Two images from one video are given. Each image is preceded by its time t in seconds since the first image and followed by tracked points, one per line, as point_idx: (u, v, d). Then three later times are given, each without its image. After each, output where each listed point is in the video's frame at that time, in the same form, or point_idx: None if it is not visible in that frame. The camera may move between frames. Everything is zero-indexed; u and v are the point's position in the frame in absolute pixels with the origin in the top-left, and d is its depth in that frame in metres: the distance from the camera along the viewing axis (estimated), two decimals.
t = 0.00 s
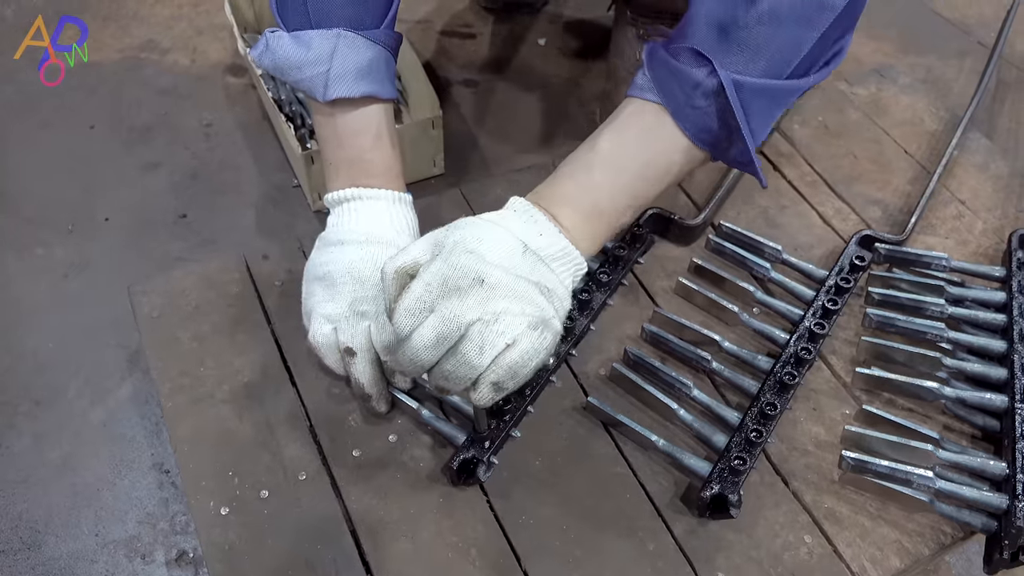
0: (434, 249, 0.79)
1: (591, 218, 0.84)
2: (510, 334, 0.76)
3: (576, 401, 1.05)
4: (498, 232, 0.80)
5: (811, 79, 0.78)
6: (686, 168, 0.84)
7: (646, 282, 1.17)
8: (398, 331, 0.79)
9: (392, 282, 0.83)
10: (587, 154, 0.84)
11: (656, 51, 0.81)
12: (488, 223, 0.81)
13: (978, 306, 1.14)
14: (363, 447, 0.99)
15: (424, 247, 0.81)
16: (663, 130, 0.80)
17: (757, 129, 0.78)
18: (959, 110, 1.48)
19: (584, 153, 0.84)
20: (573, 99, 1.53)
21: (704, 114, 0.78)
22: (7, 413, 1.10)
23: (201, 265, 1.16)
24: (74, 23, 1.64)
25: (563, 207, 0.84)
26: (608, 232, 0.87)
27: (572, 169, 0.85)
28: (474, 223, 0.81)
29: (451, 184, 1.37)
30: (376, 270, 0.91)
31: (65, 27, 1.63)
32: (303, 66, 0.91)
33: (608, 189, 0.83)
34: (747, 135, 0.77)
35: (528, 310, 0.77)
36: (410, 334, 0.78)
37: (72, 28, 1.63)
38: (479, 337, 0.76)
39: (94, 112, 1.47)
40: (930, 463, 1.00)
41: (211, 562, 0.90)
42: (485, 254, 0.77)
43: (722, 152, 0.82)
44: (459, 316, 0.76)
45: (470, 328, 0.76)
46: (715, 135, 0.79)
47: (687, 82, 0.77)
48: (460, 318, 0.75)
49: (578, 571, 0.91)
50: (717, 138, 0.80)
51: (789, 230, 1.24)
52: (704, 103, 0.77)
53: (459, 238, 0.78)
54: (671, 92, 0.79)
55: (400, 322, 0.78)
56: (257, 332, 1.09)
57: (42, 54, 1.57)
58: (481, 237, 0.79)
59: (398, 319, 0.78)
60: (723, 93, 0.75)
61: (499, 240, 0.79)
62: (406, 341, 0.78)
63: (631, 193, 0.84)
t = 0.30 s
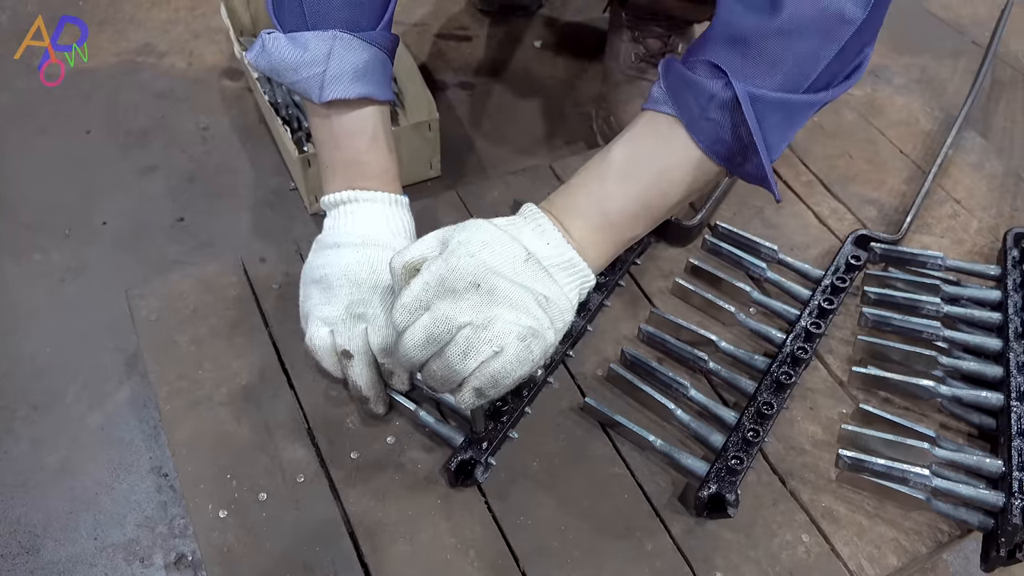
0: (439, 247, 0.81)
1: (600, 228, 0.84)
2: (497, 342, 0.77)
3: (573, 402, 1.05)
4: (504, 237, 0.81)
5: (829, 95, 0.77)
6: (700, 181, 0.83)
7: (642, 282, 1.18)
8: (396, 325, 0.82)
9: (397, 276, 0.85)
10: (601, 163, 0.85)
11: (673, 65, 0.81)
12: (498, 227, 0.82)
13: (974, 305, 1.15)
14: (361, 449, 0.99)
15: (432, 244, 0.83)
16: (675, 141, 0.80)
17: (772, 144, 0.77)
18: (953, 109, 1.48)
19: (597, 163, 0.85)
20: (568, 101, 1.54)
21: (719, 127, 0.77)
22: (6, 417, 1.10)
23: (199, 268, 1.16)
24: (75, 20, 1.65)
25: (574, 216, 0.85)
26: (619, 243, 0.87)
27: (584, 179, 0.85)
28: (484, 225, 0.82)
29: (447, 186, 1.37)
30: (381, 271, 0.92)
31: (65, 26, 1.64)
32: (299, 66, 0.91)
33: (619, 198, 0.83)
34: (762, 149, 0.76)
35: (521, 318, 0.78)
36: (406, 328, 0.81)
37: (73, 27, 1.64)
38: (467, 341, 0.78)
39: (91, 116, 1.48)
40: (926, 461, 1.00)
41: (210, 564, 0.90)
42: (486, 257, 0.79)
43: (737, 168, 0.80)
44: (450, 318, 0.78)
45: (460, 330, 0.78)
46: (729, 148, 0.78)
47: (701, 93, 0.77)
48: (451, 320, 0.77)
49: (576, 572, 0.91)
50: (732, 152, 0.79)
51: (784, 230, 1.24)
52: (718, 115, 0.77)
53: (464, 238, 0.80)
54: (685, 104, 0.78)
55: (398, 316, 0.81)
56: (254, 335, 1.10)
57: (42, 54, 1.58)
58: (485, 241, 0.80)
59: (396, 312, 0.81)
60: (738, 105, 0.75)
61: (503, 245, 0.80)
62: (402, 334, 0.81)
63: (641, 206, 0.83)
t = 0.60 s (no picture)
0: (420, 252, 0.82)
1: (598, 170, 0.77)
2: (482, 337, 0.77)
3: (571, 403, 1.05)
4: (480, 225, 0.80)
5: None
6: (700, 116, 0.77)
7: (639, 282, 1.18)
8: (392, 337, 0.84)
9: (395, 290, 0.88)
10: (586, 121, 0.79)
11: None
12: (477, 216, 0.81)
13: (969, 302, 1.15)
14: (360, 452, 0.99)
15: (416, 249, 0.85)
16: (664, 76, 0.75)
17: (775, 47, 0.71)
18: (947, 108, 1.48)
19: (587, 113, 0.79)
20: (563, 104, 1.54)
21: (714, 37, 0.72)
22: (4, 424, 1.10)
23: (196, 273, 1.17)
24: (75, 20, 1.67)
25: (567, 163, 0.78)
26: (624, 191, 0.78)
27: (573, 132, 0.79)
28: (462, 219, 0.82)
29: (443, 189, 1.37)
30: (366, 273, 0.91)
31: (65, 25, 1.66)
32: (297, 45, 0.89)
33: (616, 144, 0.76)
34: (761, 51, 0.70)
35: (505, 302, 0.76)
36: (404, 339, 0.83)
37: (74, 25, 1.66)
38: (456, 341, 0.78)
39: (86, 122, 1.48)
40: (924, 458, 1.00)
41: (209, 569, 0.90)
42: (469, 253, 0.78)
43: (745, 80, 0.74)
44: (437, 321, 0.79)
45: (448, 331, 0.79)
46: (731, 59, 0.73)
47: (694, 5, 0.72)
48: (438, 325, 0.79)
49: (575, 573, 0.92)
50: (734, 62, 0.73)
51: (780, 230, 1.24)
52: (712, 24, 0.71)
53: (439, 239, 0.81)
54: (681, 21, 0.74)
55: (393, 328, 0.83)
56: (252, 339, 1.10)
57: (42, 53, 1.59)
58: (460, 235, 0.80)
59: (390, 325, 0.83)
60: (730, 8, 0.70)
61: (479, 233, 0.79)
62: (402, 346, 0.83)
63: (642, 143, 0.76)
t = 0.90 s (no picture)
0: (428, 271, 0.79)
1: (601, 182, 0.73)
2: (484, 369, 0.75)
3: (567, 403, 1.06)
4: (489, 245, 0.76)
5: None
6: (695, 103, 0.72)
7: (631, 282, 1.18)
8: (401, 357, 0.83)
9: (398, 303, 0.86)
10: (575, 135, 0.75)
11: None
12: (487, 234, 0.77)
13: (960, 298, 1.16)
14: (357, 457, 1.00)
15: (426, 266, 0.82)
16: (644, 71, 0.71)
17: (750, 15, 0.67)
18: (935, 106, 1.49)
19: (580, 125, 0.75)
20: (554, 107, 1.55)
21: (686, 13, 0.68)
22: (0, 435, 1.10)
23: (190, 282, 1.17)
24: (75, 19, 1.70)
25: (567, 180, 0.74)
26: (635, 198, 0.74)
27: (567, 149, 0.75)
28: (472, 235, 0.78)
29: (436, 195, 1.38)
30: (355, 249, 0.93)
31: (65, 24, 1.69)
32: None
33: (609, 148, 0.72)
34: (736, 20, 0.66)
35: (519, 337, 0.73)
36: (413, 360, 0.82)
37: (74, 25, 1.69)
38: (463, 374, 0.76)
39: (78, 132, 1.48)
40: (917, 453, 1.01)
41: None
42: (474, 278, 0.74)
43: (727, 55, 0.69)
44: (444, 351, 0.77)
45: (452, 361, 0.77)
46: (709, 35, 0.68)
47: None
48: (439, 351, 0.77)
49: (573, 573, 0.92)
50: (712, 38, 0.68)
51: (772, 229, 1.25)
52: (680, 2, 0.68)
53: (442, 259, 0.76)
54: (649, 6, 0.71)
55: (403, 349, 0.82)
56: (247, 346, 1.10)
57: (42, 54, 1.62)
58: (467, 255, 0.76)
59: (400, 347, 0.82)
60: None
61: (488, 255, 0.75)
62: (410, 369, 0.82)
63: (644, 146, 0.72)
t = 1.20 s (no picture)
0: (416, 217, 0.77)
1: (583, 121, 0.76)
2: (495, 311, 0.75)
3: (560, 404, 1.06)
4: (479, 185, 0.75)
5: None
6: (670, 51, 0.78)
7: (621, 282, 1.18)
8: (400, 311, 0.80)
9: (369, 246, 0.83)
10: (555, 72, 0.77)
11: None
12: (469, 173, 0.76)
13: (948, 290, 1.17)
14: (351, 462, 1.00)
15: (408, 211, 0.80)
16: (632, 17, 0.76)
17: None
18: (920, 100, 1.50)
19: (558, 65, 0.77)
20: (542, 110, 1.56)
21: None
22: None
23: (181, 291, 1.17)
24: (75, 19, 1.72)
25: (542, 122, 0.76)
26: (610, 141, 0.78)
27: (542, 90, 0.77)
28: (454, 177, 0.77)
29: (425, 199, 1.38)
30: (343, 197, 0.86)
31: (65, 24, 1.71)
32: None
33: (591, 85, 0.75)
34: None
35: (518, 279, 0.73)
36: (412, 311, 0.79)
37: (74, 25, 1.72)
38: (470, 319, 0.76)
39: (66, 143, 1.48)
40: (908, 445, 1.02)
41: None
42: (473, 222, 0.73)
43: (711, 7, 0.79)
44: (450, 299, 0.76)
45: (457, 308, 0.76)
46: None
47: None
48: (449, 299, 0.76)
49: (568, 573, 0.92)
50: None
51: (760, 226, 1.25)
52: None
53: (435, 207, 0.75)
54: None
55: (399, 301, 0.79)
56: (238, 353, 1.10)
57: (43, 53, 1.64)
58: (461, 198, 0.75)
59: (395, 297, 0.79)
60: None
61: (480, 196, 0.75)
62: (410, 319, 0.80)
63: (623, 86, 0.76)
